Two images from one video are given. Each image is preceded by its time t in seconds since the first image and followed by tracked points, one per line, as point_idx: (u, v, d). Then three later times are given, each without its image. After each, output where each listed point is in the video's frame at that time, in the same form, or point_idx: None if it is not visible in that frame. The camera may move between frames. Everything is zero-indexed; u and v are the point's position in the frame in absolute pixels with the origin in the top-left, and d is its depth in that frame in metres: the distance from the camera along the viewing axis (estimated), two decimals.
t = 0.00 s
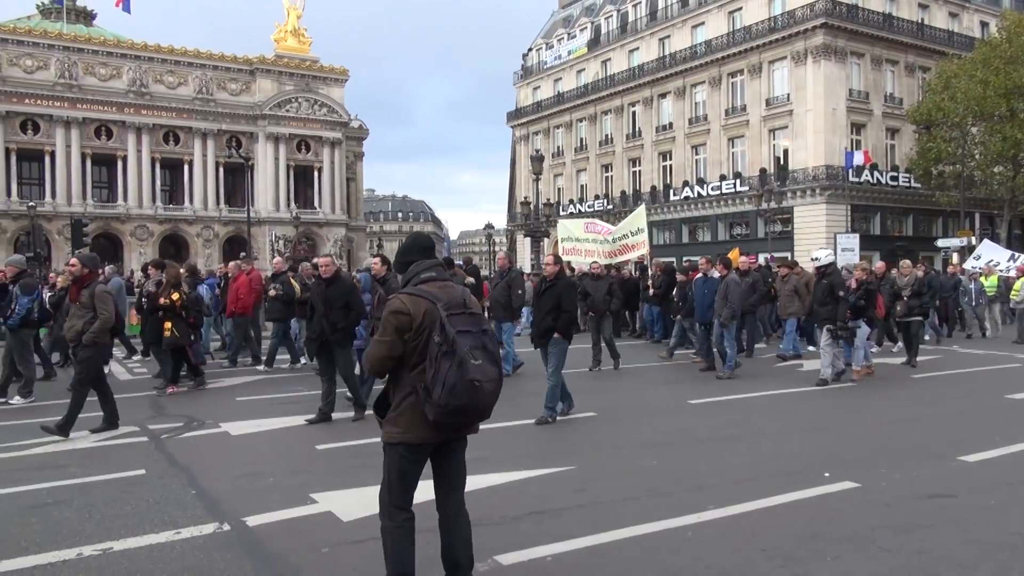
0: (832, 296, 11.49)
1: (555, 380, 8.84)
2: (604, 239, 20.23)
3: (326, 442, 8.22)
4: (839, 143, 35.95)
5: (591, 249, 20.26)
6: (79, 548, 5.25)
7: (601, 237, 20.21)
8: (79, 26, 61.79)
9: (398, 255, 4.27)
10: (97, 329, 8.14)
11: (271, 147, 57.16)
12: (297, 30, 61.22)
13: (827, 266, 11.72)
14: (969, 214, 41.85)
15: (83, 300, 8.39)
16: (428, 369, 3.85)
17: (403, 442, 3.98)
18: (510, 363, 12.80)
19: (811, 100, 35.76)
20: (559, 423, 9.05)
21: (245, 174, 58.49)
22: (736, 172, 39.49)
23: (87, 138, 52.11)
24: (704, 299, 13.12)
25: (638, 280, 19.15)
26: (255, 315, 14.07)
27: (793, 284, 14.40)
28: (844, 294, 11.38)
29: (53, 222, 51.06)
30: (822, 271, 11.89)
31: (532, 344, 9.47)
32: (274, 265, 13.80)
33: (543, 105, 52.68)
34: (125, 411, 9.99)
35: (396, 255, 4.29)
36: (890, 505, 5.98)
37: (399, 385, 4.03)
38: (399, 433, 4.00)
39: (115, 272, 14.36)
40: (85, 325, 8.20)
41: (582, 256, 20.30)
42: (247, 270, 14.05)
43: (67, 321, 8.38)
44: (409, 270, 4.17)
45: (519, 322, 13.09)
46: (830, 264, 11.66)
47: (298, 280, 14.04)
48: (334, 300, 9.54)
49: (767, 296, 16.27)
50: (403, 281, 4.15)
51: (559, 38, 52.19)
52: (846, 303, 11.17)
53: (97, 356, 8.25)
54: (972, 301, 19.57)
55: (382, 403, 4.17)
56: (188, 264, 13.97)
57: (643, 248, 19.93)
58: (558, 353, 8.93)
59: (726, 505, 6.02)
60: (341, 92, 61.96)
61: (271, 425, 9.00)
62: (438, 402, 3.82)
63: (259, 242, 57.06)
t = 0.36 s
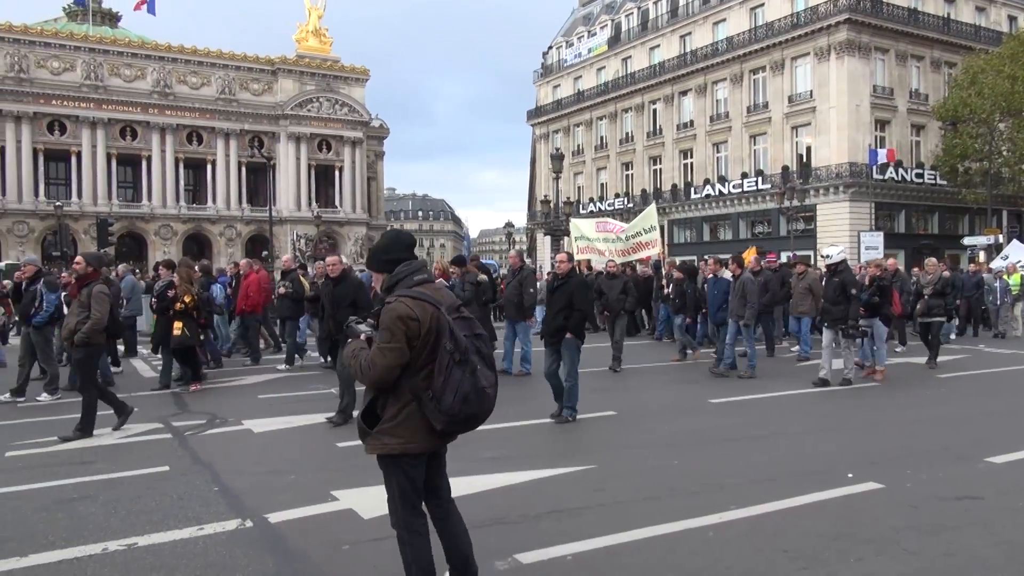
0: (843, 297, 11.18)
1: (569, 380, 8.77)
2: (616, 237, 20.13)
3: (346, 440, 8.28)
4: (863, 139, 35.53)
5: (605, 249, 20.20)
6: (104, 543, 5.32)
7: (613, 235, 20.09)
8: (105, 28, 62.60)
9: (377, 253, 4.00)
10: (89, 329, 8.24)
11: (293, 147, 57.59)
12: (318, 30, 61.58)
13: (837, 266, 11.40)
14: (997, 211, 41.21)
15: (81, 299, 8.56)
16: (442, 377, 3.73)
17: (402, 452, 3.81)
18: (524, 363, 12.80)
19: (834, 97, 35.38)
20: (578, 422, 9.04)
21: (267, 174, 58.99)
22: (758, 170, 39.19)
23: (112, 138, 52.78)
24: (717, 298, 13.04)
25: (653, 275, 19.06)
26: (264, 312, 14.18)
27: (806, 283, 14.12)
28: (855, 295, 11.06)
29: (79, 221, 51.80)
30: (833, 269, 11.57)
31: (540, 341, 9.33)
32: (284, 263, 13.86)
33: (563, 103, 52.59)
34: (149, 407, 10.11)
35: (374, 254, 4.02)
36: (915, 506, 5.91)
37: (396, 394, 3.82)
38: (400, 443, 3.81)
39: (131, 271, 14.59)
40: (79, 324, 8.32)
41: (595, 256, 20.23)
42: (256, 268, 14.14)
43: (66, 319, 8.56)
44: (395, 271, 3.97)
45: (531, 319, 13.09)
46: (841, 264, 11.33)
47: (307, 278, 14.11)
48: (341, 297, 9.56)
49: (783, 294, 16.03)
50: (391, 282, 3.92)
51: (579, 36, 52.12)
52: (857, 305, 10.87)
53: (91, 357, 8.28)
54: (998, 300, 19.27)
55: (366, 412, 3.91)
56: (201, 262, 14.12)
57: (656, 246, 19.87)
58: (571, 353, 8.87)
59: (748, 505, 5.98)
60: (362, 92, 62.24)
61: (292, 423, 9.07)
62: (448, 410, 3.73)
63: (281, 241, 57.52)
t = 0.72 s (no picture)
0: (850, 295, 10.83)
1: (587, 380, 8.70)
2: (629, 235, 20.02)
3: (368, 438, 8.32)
4: (888, 135, 35.06)
5: (620, 246, 20.08)
6: (129, 538, 5.39)
7: (625, 232, 20.02)
8: (129, 29, 63.37)
9: (372, 251, 3.84)
10: (101, 330, 8.06)
11: (314, 146, 57.94)
12: (339, 30, 61.90)
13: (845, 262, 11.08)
14: None
15: (87, 300, 8.32)
16: (464, 379, 3.77)
17: (421, 456, 3.72)
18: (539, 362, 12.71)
19: (858, 93, 34.95)
20: (600, 422, 9.01)
21: (289, 173, 59.40)
22: (780, 167, 38.84)
23: (137, 138, 53.41)
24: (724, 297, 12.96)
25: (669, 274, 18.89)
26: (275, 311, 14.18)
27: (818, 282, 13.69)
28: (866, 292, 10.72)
29: (105, 220, 52.52)
30: (840, 267, 11.30)
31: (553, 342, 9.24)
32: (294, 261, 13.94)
33: (583, 101, 52.45)
34: (176, 404, 10.28)
35: (371, 250, 3.85)
36: (941, 507, 5.83)
37: (412, 396, 3.72)
38: (420, 447, 3.70)
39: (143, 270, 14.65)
40: (90, 326, 8.12)
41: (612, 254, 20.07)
42: (267, 266, 14.25)
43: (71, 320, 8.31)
44: (395, 269, 3.86)
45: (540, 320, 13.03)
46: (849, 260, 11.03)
47: (318, 276, 14.17)
48: (348, 297, 9.70)
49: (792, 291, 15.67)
50: (397, 280, 3.80)
51: (600, 34, 51.98)
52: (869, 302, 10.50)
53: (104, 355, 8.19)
54: None
55: (378, 417, 3.71)
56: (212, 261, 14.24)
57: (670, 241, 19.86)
58: (587, 354, 8.82)
59: (770, 506, 5.93)
60: (383, 91, 62.47)
61: (314, 420, 9.14)
62: (468, 410, 3.77)
63: (302, 240, 57.92)
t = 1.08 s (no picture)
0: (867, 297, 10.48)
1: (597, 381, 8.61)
2: (645, 234, 19.85)
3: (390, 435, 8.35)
4: (915, 131, 34.56)
5: (634, 245, 19.89)
6: (157, 533, 5.45)
7: (641, 231, 19.83)
8: (155, 30, 64.13)
9: (361, 251, 3.74)
10: (108, 331, 8.05)
11: (336, 145, 58.30)
12: (361, 29, 62.16)
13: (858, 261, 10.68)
14: None
15: (91, 300, 8.23)
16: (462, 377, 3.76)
17: (423, 457, 3.67)
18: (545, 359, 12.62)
19: (885, 88, 34.47)
20: (621, 420, 8.97)
21: (312, 172, 59.83)
22: (805, 163, 38.42)
23: (162, 138, 54.09)
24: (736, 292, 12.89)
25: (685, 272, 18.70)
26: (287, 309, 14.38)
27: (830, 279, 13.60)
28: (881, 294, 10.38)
29: (131, 220, 53.26)
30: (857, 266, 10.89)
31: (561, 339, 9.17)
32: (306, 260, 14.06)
33: (605, 98, 52.25)
34: (201, 401, 10.39)
35: (359, 251, 3.75)
36: (971, 508, 5.73)
37: (411, 397, 3.68)
38: (423, 448, 3.67)
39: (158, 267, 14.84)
40: (95, 328, 8.07)
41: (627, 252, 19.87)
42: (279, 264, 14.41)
43: (72, 321, 8.18)
44: (384, 270, 3.77)
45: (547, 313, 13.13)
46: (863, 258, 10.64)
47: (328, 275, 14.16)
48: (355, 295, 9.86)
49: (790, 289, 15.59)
50: (389, 281, 3.73)
51: (622, 30, 51.77)
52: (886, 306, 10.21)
53: (109, 356, 8.21)
54: None
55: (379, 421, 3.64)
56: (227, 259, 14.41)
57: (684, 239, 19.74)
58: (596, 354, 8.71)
59: (795, 505, 5.87)
60: (405, 89, 62.64)
61: (338, 418, 9.23)
62: (465, 408, 3.77)
63: (325, 238, 58.33)
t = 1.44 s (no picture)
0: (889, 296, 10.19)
1: (600, 380, 8.52)
2: (665, 232, 19.69)
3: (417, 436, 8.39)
4: (946, 127, 33.99)
5: (655, 244, 19.71)
6: (187, 531, 5.52)
7: (662, 229, 19.67)
8: (184, 35, 65.02)
9: (333, 251, 3.61)
10: (113, 330, 8.15)
11: (362, 146, 58.66)
12: (386, 31, 62.52)
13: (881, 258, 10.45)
14: None
15: (95, 301, 8.38)
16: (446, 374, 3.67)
17: (409, 456, 3.56)
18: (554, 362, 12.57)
19: (915, 84, 33.92)
20: (648, 421, 8.92)
21: (338, 173, 60.28)
22: (833, 161, 37.92)
23: (192, 141, 54.85)
24: (752, 292, 12.79)
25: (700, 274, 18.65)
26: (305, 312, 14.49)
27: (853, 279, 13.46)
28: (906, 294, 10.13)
29: (162, 222, 54.05)
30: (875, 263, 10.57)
31: (573, 340, 9.09)
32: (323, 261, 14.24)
33: (630, 97, 52.04)
34: (231, 401, 10.52)
35: (334, 251, 3.63)
36: (1006, 512, 5.61)
37: (396, 395, 3.56)
38: (410, 447, 3.56)
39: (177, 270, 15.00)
40: (100, 327, 8.17)
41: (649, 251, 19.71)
42: (298, 267, 14.48)
43: (76, 322, 8.30)
44: (359, 270, 3.65)
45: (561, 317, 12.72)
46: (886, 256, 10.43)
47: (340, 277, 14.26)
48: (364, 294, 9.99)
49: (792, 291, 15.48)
50: (366, 279, 3.61)
51: (647, 29, 51.55)
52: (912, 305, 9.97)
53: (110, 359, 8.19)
54: None
55: (365, 422, 3.51)
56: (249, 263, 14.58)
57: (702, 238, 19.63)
58: (602, 354, 8.58)
59: (824, 507, 5.79)
60: (430, 90, 62.85)
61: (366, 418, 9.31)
62: (450, 404, 3.67)
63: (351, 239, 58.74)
